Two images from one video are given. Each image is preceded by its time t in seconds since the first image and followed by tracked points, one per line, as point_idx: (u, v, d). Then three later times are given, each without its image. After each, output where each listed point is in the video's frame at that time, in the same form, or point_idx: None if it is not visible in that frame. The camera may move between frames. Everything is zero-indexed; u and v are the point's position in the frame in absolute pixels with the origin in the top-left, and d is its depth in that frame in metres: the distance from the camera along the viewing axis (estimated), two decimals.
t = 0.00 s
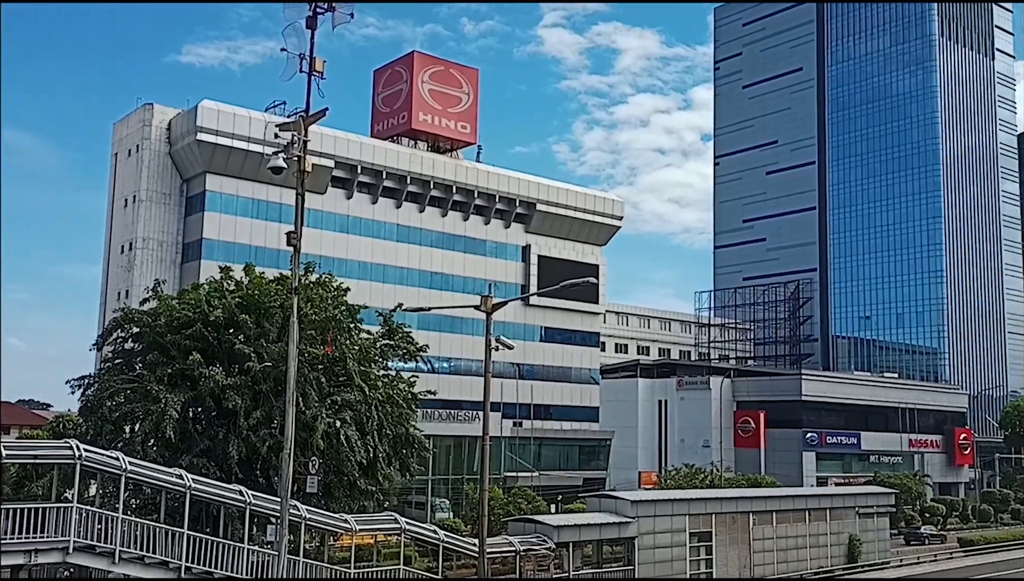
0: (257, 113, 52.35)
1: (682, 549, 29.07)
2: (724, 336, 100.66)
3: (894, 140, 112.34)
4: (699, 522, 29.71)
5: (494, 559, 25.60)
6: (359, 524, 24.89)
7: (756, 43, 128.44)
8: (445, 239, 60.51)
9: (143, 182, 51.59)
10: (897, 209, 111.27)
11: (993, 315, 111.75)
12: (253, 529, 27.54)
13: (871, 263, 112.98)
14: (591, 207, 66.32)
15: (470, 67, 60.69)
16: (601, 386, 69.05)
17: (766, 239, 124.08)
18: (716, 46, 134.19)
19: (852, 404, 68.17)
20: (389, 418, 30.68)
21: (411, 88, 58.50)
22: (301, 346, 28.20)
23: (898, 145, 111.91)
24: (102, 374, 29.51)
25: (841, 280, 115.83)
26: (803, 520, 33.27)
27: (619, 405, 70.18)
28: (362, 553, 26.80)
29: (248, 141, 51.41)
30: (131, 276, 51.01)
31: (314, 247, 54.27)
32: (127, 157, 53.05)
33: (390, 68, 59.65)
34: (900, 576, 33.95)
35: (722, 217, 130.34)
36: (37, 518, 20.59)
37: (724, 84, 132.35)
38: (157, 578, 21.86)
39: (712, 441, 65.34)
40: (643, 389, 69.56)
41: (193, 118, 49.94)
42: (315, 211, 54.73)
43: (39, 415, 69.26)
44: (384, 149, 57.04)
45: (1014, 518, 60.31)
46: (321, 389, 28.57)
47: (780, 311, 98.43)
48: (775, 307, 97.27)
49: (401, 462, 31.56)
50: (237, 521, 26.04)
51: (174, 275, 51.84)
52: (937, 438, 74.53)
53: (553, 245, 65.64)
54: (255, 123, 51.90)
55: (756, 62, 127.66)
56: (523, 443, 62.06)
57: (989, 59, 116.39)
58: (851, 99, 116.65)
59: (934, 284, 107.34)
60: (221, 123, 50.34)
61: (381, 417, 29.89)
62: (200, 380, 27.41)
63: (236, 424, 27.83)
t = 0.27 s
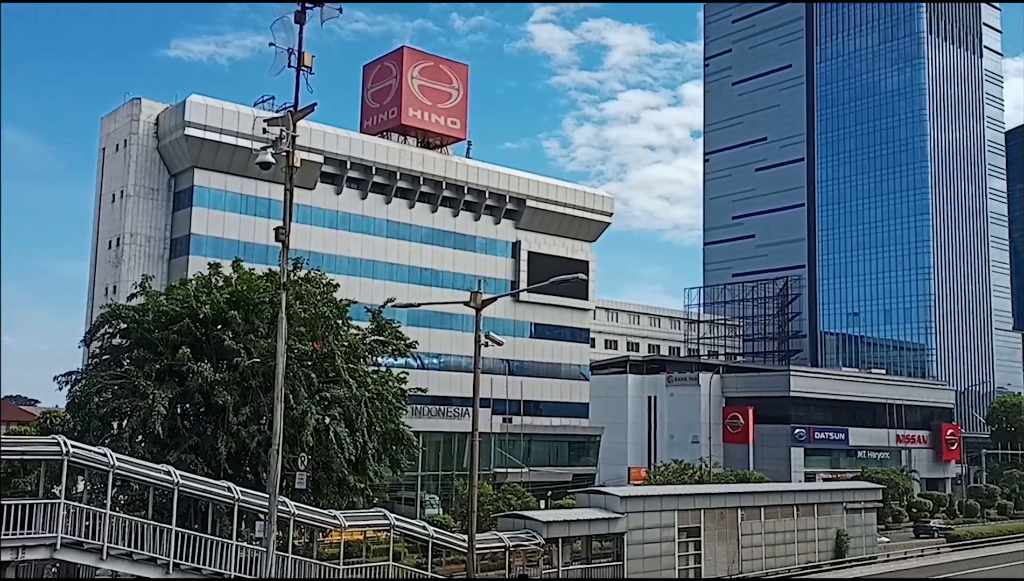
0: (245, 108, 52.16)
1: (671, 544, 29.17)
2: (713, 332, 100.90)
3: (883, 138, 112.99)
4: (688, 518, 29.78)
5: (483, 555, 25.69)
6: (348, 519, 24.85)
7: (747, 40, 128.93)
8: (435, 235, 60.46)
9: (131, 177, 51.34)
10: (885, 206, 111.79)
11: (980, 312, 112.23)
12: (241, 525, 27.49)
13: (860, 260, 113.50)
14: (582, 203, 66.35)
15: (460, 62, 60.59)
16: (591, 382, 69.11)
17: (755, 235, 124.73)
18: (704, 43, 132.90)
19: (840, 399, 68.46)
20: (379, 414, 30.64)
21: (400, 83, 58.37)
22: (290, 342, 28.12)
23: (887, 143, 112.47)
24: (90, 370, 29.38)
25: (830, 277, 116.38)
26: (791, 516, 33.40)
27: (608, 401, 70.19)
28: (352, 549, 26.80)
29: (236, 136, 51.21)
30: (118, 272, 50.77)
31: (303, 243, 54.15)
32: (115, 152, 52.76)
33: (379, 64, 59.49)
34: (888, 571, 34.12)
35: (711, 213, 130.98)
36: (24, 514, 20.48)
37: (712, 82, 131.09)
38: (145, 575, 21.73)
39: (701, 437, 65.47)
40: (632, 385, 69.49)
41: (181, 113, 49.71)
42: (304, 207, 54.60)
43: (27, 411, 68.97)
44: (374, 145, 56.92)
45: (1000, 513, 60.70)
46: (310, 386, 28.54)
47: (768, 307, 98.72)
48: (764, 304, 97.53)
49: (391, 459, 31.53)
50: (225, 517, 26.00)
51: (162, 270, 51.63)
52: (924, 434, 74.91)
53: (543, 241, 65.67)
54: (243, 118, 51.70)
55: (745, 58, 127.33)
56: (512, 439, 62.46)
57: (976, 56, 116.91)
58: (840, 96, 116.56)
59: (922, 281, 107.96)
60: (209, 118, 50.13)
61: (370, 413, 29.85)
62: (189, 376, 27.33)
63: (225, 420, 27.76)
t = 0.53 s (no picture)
0: (228, 101, 51.84)
1: (655, 538, 29.29)
2: (698, 327, 101.27)
3: (866, 133, 113.16)
4: (672, 512, 29.91)
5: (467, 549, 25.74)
6: (332, 515, 24.78)
7: (731, 35, 128.83)
8: (420, 229, 60.33)
9: (113, 171, 50.95)
10: (869, 201, 112.39)
11: (962, 307, 112.88)
12: (224, 521, 27.40)
13: (843, 255, 114.48)
14: (567, 198, 66.34)
15: (445, 56, 60.41)
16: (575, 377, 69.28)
17: (739, 231, 125.21)
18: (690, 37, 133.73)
19: (823, 394, 68.83)
20: (363, 409, 30.57)
21: (385, 77, 58.16)
22: (274, 336, 28.00)
23: (870, 138, 112.81)
24: (71, 364, 29.19)
25: (813, 272, 117.08)
26: (775, 510, 33.58)
27: (593, 396, 70.22)
28: (335, 544, 26.78)
29: (219, 130, 50.91)
30: (101, 265, 50.41)
31: (287, 237, 53.94)
32: (97, 145, 52.34)
33: (364, 57, 59.22)
34: (869, 564, 34.41)
35: (696, 209, 131.40)
36: (4, 510, 20.33)
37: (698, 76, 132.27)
38: (127, 570, 21.61)
39: (685, 432, 65.99)
40: (617, 380, 69.68)
41: (164, 106, 49.36)
42: (288, 201, 54.37)
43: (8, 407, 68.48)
44: (358, 139, 56.69)
45: (981, 507, 61.23)
46: (294, 380, 28.45)
47: (752, 302, 99.12)
48: (748, 299, 97.92)
49: (376, 454, 31.48)
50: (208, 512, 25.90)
51: (145, 264, 51.29)
52: (906, 428, 75.40)
53: (528, 236, 65.65)
54: (226, 111, 51.39)
55: (730, 53, 128.06)
56: (497, 434, 61.92)
57: (960, 53, 117.32)
58: (824, 92, 117.47)
59: (904, 276, 108.56)
60: (192, 111, 49.79)
61: (354, 409, 29.78)
62: (172, 370, 27.19)
63: (208, 414, 27.63)
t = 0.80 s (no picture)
0: (212, 96, 51.57)
1: (639, 533, 29.41)
2: (683, 323, 101.59)
3: (850, 131, 114.17)
4: (656, 507, 30.07)
5: (453, 544, 25.82)
6: (318, 510, 24.73)
7: (715, 32, 129.21)
8: (405, 225, 60.26)
9: (96, 165, 50.63)
10: (852, 198, 113.06)
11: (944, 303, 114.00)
12: (209, 516, 27.36)
13: (827, 252, 114.74)
14: (552, 194, 66.39)
15: (431, 52, 60.34)
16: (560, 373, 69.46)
17: (723, 227, 125.42)
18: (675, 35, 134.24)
19: (806, 389, 69.24)
20: (348, 405, 30.51)
21: (371, 73, 58.02)
22: (258, 332, 27.92)
23: (853, 136, 113.73)
24: (54, 360, 29.02)
25: (797, 268, 117.19)
26: (757, 504, 33.76)
27: (578, 392, 69.88)
28: (321, 540, 26.81)
29: (203, 125, 50.66)
30: (84, 261, 50.10)
31: (271, 233, 53.80)
32: (80, 140, 51.96)
33: (349, 52, 59.04)
34: (851, 559, 34.71)
35: (680, 206, 131.59)
36: None
37: (683, 73, 132.61)
38: (111, 567, 21.54)
39: (669, 427, 66.31)
40: (602, 375, 69.42)
41: (147, 100, 49.06)
42: (272, 196, 54.20)
43: None
44: (344, 134, 56.54)
45: (962, 501, 61.81)
46: (279, 376, 28.42)
47: (737, 298, 99.54)
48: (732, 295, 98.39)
49: (360, 450, 31.42)
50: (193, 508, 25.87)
51: (128, 260, 51.03)
52: (888, 424, 75.94)
53: (513, 232, 65.70)
54: (210, 106, 51.16)
55: (714, 51, 128.42)
56: (482, 429, 62.17)
57: (942, 51, 118.35)
58: (808, 89, 117.71)
59: (887, 272, 109.15)
60: (176, 106, 49.53)
61: (339, 405, 29.73)
62: (156, 366, 27.09)
63: (193, 410, 27.55)
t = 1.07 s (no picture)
0: (196, 91, 51.23)
1: (624, 530, 29.44)
2: (668, 319, 101.83)
3: (835, 128, 114.26)
4: (642, 503, 30.12)
5: (438, 540, 25.76)
6: (303, 507, 24.61)
7: (701, 29, 128.75)
8: (391, 221, 60.11)
9: (79, 160, 50.22)
10: (837, 195, 113.56)
11: (928, 299, 114.93)
12: (193, 513, 27.24)
13: (811, 248, 115.35)
14: (538, 190, 66.35)
15: (416, 47, 60.14)
16: (546, 369, 69.46)
17: (709, 223, 126.03)
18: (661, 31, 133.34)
19: (791, 385, 69.51)
20: (333, 402, 30.37)
21: (356, 68, 57.77)
22: (242, 328, 27.76)
23: (838, 133, 113.83)
24: (37, 357, 28.82)
25: (781, 264, 118.30)
26: (742, 500, 33.86)
27: (564, 389, 70.13)
28: (306, 537, 26.72)
29: (187, 120, 50.32)
30: (67, 256, 49.73)
31: (256, 228, 53.55)
32: (62, 134, 51.51)
33: (335, 47, 58.77)
34: (835, 554, 34.88)
35: (666, 202, 132.31)
36: None
37: (669, 69, 132.41)
38: (94, 564, 21.35)
39: (655, 424, 66.47)
40: (588, 372, 69.76)
41: (130, 95, 48.69)
42: (257, 191, 53.93)
43: None
44: (329, 130, 56.30)
45: (945, 496, 62.23)
46: (264, 373, 28.28)
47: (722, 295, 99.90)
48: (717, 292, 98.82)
49: (345, 447, 31.33)
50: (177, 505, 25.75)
51: (112, 255, 50.69)
52: (872, 419, 76.37)
53: (499, 228, 65.65)
54: (194, 101, 50.82)
55: (701, 48, 127.13)
56: (468, 426, 62.35)
57: (925, 49, 118.94)
58: (793, 86, 117.68)
59: (872, 269, 110.03)
60: (159, 101, 49.17)
61: (324, 401, 29.61)
62: (139, 362, 26.91)
63: (177, 406, 27.39)
